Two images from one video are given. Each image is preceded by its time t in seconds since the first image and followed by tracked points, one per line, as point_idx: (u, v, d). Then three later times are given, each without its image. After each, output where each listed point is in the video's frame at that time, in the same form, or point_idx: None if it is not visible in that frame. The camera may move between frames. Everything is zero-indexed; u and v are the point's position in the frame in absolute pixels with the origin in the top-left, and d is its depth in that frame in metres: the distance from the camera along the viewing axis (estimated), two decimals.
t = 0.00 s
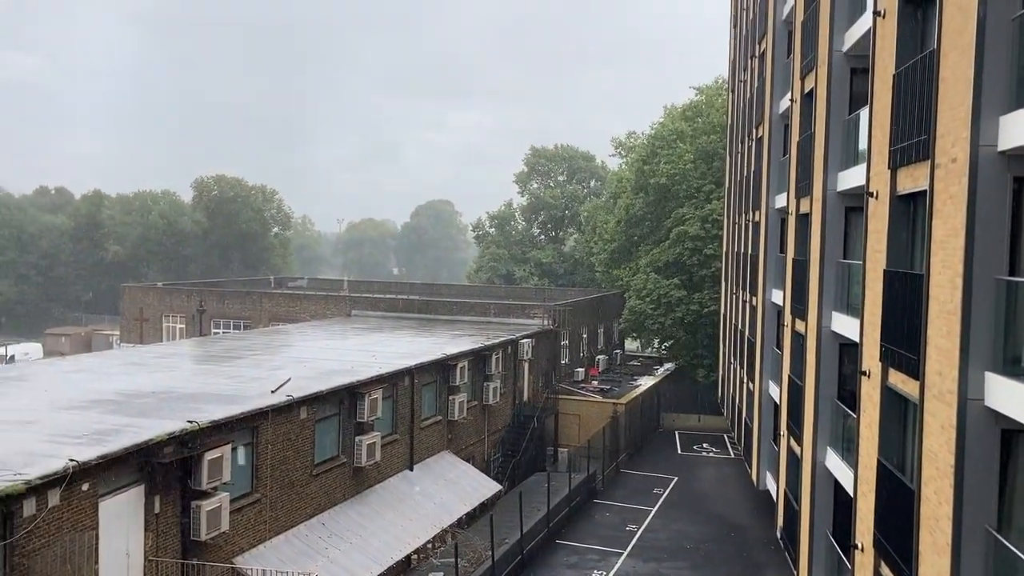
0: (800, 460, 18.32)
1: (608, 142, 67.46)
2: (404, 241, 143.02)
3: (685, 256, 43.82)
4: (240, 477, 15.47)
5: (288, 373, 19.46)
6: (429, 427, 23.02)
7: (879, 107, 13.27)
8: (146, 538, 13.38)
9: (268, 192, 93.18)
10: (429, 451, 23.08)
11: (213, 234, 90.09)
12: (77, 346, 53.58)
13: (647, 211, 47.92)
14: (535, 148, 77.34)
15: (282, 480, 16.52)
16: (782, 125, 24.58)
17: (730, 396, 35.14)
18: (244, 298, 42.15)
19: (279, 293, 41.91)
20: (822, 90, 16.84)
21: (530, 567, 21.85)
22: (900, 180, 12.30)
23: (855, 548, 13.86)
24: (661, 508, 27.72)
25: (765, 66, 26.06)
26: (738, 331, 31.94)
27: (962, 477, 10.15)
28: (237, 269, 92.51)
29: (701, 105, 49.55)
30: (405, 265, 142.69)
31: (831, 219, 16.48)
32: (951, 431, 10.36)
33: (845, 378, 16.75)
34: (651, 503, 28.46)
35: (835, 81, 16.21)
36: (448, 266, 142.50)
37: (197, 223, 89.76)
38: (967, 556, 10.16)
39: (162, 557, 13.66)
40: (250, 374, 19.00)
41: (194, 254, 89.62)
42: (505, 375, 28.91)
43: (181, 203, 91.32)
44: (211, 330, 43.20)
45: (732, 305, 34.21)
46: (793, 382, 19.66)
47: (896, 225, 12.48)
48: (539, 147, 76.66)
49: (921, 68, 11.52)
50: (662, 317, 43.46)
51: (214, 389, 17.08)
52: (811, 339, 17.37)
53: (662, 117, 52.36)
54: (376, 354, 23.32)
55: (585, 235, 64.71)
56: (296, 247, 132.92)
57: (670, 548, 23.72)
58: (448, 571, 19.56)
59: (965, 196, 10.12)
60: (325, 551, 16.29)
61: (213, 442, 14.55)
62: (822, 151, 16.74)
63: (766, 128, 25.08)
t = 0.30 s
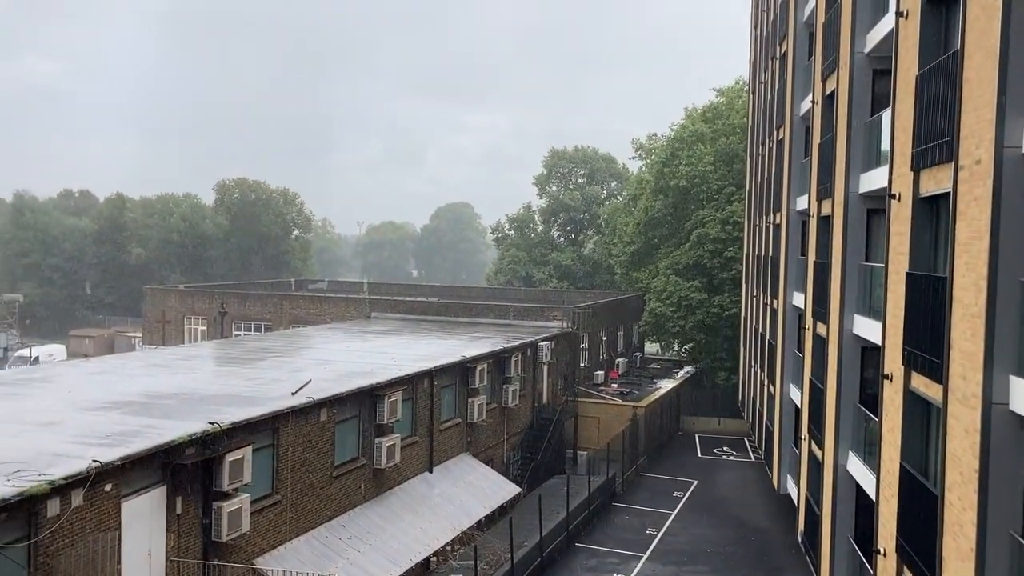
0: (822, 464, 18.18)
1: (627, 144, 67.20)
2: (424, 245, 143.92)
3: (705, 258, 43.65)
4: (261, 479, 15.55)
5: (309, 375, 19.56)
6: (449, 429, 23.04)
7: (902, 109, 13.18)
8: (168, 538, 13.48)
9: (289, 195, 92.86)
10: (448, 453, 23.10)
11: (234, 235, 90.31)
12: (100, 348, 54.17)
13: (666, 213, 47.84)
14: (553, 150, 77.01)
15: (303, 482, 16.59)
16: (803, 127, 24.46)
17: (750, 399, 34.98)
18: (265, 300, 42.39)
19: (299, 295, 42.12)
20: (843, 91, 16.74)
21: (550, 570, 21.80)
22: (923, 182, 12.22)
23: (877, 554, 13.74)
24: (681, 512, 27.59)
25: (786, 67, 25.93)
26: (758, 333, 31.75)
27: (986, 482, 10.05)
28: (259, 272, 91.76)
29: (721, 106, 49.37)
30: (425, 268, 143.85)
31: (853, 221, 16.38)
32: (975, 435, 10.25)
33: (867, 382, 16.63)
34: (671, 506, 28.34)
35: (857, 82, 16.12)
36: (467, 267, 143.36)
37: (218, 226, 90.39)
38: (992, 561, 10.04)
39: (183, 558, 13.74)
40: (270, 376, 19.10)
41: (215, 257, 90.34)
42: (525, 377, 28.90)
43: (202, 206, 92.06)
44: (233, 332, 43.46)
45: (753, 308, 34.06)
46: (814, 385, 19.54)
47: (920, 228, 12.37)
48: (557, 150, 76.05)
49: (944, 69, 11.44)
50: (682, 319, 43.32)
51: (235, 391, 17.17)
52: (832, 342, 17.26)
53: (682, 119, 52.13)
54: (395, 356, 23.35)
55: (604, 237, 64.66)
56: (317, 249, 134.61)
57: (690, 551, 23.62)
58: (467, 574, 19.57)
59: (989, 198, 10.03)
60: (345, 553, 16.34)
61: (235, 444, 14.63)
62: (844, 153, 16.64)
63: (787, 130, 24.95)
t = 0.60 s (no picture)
0: (842, 467, 18.07)
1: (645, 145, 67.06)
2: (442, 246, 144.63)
3: (724, 260, 43.49)
4: (281, 479, 15.64)
5: (328, 376, 19.64)
6: (467, 430, 23.07)
7: (922, 109, 13.09)
8: (189, 538, 13.59)
9: (308, 198, 92.40)
10: (467, 454, 23.13)
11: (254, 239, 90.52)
12: (122, 348, 54.77)
13: (684, 215, 47.84)
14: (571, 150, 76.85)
15: (322, 482, 16.68)
16: (823, 128, 24.33)
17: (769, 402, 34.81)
18: (284, 301, 42.63)
19: (318, 296, 42.32)
20: (863, 91, 16.65)
21: (568, 572, 21.76)
22: (944, 183, 12.13)
23: (898, 557, 13.63)
24: (699, 514, 27.48)
25: (806, 68, 25.80)
26: (778, 335, 31.59)
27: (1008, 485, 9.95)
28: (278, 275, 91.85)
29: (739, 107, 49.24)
30: (444, 270, 144.70)
31: (873, 223, 16.28)
32: (997, 438, 10.15)
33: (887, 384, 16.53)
34: (689, 508, 28.23)
35: (876, 83, 16.02)
36: (484, 269, 144.48)
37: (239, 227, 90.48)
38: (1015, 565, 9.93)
39: (203, 557, 13.84)
40: (289, 377, 19.20)
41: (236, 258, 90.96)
42: (542, 378, 28.91)
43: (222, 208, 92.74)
44: (252, 333, 43.73)
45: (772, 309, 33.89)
46: (834, 387, 19.43)
47: (941, 229, 12.28)
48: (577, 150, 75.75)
49: (966, 69, 11.35)
50: (700, 321, 43.22)
51: (254, 392, 17.25)
52: (852, 344, 17.16)
53: (700, 120, 51.90)
54: (413, 358, 23.40)
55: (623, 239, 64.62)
56: (336, 251, 135.63)
57: (709, 554, 23.51)
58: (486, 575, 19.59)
59: (1012, 199, 9.94)
60: (364, 553, 16.40)
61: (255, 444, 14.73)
62: (863, 154, 16.54)
63: (806, 131, 24.83)
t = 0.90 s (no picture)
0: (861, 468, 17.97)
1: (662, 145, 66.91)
2: (458, 246, 145.23)
3: (741, 260, 43.33)
4: (299, 479, 15.70)
5: (345, 376, 19.70)
6: (484, 431, 23.09)
7: (942, 108, 12.99)
8: (207, 537, 13.67)
9: (325, 199, 93.35)
10: (483, 455, 23.15)
11: (272, 240, 91.63)
12: (141, 349, 55.14)
13: (701, 214, 47.69)
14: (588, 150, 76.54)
15: (340, 482, 16.74)
16: (841, 128, 24.19)
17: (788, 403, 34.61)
18: (301, 302, 42.80)
19: (335, 297, 42.45)
20: (882, 90, 16.55)
21: (585, 573, 21.74)
22: (965, 183, 12.04)
23: (918, 560, 13.52)
24: (717, 516, 27.36)
25: (824, 67, 25.68)
26: (796, 335, 31.41)
27: None
28: (297, 277, 92.60)
29: (757, 107, 48.98)
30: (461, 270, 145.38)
31: (892, 223, 16.19)
32: (1019, 440, 10.05)
33: (906, 385, 16.42)
34: (707, 510, 28.10)
35: (896, 82, 15.91)
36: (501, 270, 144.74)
37: (257, 228, 91.11)
38: None
39: (222, 557, 13.92)
40: (306, 377, 19.27)
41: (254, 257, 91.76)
42: (559, 379, 28.92)
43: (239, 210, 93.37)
44: (270, 334, 43.95)
45: (791, 310, 33.71)
46: (853, 388, 19.32)
47: (960, 228, 12.19)
48: (594, 149, 75.33)
49: (985, 67, 11.26)
50: (718, 322, 43.05)
51: (273, 392, 17.34)
52: (871, 344, 17.07)
53: (717, 120, 51.67)
54: (430, 358, 23.46)
55: (640, 239, 64.54)
56: (353, 251, 136.57)
57: (727, 555, 23.41)
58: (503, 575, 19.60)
59: None
60: (382, 553, 16.44)
61: (273, 444, 14.80)
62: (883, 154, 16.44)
63: (824, 132, 24.72)
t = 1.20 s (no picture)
0: (880, 469, 17.85)
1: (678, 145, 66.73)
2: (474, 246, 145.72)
3: (759, 260, 43.15)
4: (316, 479, 15.75)
5: (362, 376, 19.75)
6: (500, 431, 23.11)
7: (962, 105, 12.90)
8: (225, 536, 13.76)
9: (342, 199, 93.21)
10: (500, 455, 23.16)
11: (289, 240, 91.29)
12: (159, 348, 55.59)
13: (718, 214, 47.57)
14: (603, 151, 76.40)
15: (357, 481, 16.79)
16: (859, 127, 24.06)
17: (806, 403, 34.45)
18: (319, 301, 42.98)
19: (352, 297, 42.60)
20: (901, 88, 16.45)
21: (601, 573, 21.72)
22: (985, 181, 11.94)
23: (938, 561, 13.43)
24: (735, 516, 27.24)
25: (842, 66, 25.55)
26: (814, 335, 31.25)
27: None
28: (314, 278, 92.60)
29: (775, 107, 48.73)
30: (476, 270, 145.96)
31: (911, 222, 16.09)
32: None
33: (926, 385, 16.30)
34: (724, 510, 28.01)
35: (915, 80, 15.79)
36: (518, 270, 145.82)
37: (273, 229, 91.37)
38: None
39: (240, 556, 14.00)
40: (323, 377, 19.35)
41: (272, 260, 91.81)
42: (576, 378, 28.90)
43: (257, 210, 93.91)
44: (287, 334, 44.18)
45: (808, 310, 33.55)
46: (872, 388, 19.19)
47: (981, 228, 12.10)
48: (609, 150, 75.23)
49: (1005, 64, 11.16)
50: (735, 322, 42.79)
51: (291, 391, 17.43)
52: (890, 344, 16.96)
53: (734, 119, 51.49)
54: (446, 358, 23.50)
55: (656, 239, 64.41)
56: (369, 251, 137.15)
57: (745, 556, 23.32)
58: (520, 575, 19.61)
59: None
60: (399, 553, 16.48)
61: (290, 443, 14.87)
62: (902, 152, 16.33)
63: (842, 131, 24.59)
